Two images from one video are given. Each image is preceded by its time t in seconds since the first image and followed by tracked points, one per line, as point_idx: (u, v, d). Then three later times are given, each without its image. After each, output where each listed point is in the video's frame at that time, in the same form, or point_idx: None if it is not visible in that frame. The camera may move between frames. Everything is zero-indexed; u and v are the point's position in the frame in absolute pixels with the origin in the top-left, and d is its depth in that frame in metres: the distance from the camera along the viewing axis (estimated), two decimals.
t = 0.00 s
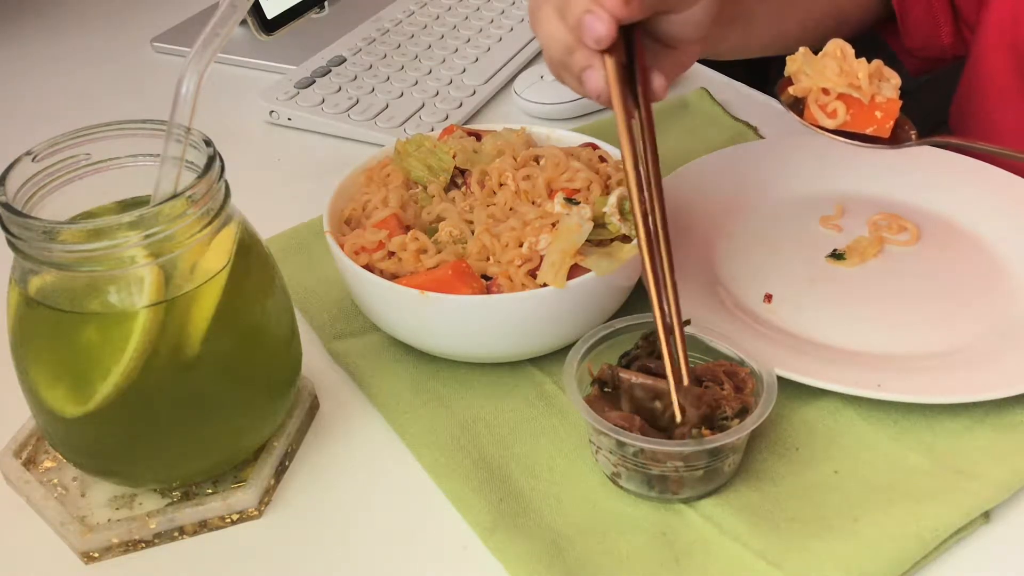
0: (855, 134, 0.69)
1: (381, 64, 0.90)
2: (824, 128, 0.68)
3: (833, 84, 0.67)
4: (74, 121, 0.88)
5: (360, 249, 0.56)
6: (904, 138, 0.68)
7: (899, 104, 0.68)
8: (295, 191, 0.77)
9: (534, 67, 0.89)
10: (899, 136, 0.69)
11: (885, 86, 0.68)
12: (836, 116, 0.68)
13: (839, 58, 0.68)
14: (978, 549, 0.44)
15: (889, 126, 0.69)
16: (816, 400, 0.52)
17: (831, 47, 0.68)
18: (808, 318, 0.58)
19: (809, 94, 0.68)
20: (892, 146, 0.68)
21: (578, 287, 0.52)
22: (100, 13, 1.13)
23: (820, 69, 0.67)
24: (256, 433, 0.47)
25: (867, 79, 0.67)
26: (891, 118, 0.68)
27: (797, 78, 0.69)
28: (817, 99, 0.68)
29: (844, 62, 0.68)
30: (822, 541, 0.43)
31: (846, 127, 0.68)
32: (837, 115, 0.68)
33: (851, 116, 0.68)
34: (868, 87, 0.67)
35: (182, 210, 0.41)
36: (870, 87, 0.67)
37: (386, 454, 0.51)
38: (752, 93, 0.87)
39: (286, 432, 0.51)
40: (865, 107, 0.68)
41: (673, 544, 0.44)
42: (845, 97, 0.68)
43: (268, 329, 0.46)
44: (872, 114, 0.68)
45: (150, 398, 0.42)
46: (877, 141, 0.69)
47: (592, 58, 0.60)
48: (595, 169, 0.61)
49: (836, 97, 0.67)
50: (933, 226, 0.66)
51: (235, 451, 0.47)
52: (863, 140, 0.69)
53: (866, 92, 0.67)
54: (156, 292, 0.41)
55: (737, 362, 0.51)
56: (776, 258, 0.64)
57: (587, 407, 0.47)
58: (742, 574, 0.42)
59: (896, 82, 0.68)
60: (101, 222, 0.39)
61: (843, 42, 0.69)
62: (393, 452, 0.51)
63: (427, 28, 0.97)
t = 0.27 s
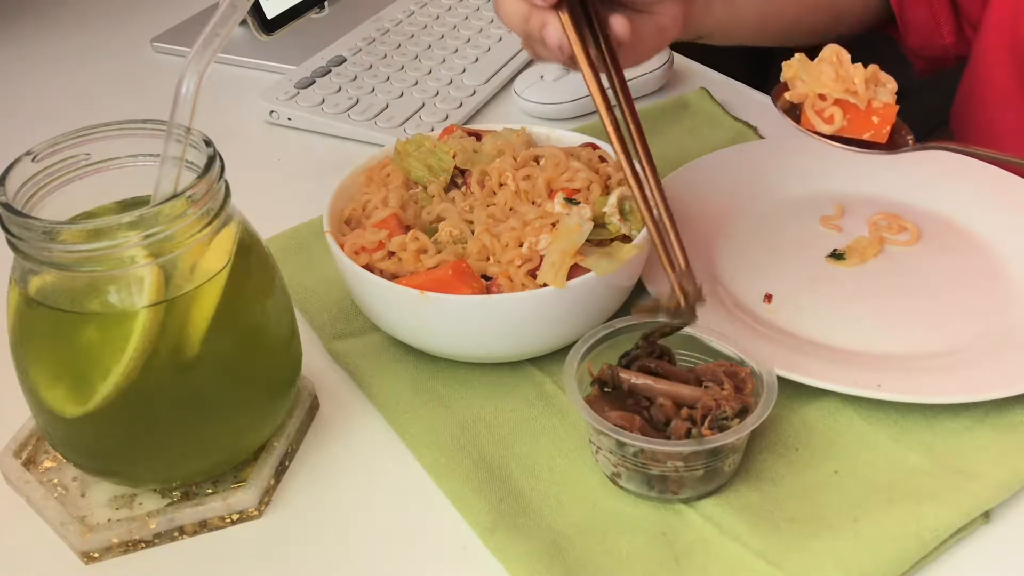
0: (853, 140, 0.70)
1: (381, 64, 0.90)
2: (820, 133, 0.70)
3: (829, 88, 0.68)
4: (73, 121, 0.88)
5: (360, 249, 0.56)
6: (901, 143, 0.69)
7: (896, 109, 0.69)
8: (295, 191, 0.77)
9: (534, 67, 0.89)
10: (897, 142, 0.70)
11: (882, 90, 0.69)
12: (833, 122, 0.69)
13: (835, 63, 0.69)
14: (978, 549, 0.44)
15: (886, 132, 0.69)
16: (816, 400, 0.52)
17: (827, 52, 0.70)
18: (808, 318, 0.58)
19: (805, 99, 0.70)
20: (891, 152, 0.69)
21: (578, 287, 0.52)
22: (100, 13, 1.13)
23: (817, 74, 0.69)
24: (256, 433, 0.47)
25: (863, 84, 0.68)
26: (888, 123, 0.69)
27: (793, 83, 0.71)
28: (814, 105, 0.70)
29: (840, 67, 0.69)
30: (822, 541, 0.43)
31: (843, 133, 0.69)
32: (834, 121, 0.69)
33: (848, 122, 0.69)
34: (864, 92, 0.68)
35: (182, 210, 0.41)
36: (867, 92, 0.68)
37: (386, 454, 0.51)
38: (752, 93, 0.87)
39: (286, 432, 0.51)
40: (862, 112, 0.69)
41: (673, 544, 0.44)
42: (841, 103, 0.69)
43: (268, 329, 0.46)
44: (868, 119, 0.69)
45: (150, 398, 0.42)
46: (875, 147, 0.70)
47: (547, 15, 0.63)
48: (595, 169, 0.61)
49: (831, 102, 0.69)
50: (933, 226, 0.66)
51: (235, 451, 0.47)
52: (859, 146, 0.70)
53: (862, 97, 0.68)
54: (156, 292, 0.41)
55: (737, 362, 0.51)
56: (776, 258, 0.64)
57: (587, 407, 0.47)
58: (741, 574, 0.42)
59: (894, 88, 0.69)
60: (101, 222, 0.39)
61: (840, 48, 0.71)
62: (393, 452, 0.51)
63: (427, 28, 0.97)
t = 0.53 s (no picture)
0: (850, 145, 0.71)
1: (381, 64, 0.90)
2: (817, 138, 0.70)
3: (824, 93, 0.68)
4: (73, 121, 0.88)
5: (360, 249, 0.56)
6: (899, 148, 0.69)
7: (893, 114, 0.69)
8: (295, 191, 0.77)
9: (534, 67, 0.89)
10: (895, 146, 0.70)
11: (879, 96, 0.69)
12: (830, 126, 0.70)
13: (831, 67, 0.69)
14: (978, 549, 0.44)
15: (883, 137, 0.70)
16: (816, 400, 0.52)
17: (823, 57, 0.70)
18: (808, 318, 0.58)
19: (801, 104, 0.70)
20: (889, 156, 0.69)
21: (578, 287, 0.52)
22: (100, 13, 1.13)
23: (812, 80, 0.69)
24: (256, 433, 0.47)
25: (861, 87, 0.68)
26: (885, 129, 0.69)
27: (790, 89, 0.71)
28: (810, 110, 0.70)
29: (836, 70, 0.69)
30: (822, 541, 0.43)
31: (839, 138, 0.70)
32: (830, 126, 0.70)
33: (845, 127, 0.70)
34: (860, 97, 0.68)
35: (182, 210, 0.41)
36: (864, 97, 0.68)
37: (386, 454, 0.51)
38: (752, 93, 0.87)
39: (286, 432, 0.51)
40: (858, 117, 0.70)
41: (673, 544, 0.44)
42: (838, 108, 0.70)
43: (268, 329, 0.46)
44: (866, 124, 0.70)
45: (150, 398, 0.42)
46: (872, 152, 0.70)
47: None
48: (595, 169, 0.61)
49: (827, 107, 0.69)
50: (933, 226, 0.66)
51: (235, 451, 0.47)
52: (857, 151, 0.70)
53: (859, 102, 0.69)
54: (156, 292, 0.41)
55: (737, 363, 0.51)
56: (776, 258, 0.64)
57: (587, 407, 0.47)
58: (741, 574, 0.42)
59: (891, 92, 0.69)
60: (101, 222, 0.39)
61: (836, 52, 0.71)
62: (393, 452, 0.51)
63: (427, 29, 0.97)
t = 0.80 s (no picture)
0: (849, 144, 0.70)
1: (382, 64, 0.90)
2: (817, 138, 0.69)
3: (824, 93, 0.67)
4: (73, 121, 0.88)
5: (360, 249, 0.56)
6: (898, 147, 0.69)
7: (892, 111, 0.69)
8: (295, 191, 0.77)
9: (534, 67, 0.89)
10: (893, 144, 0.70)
11: (878, 93, 0.68)
12: (830, 126, 0.68)
13: (830, 66, 0.68)
14: (978, 549, 0.44)
15: (882, 136, 0.70)
16: (816, 400, 0.52)
17: (822, 55, 0.69)
18: (808, 317, 0.58)
19: (800, 103, 0.69)
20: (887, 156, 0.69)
21: (578, 287, 0.52)
22: (100, 13, 1.13)
23: (811, 79, 0.68)
24: (256, 433, 0.47)
25: (861, 86, 0.67)
26: (884, 127, 0.69)
27: (788, 89, 0.70)
28: (810, 109, 0.69)
29: (835, 69, 0.68)
30: (822, 541, 0.43)
31: (839, 137, 0.69)
32: (830, 125, 0.68)
33: (844, 125, 0.69)
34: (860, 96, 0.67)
35: (182, 210, 0.41)
36: (864, 97, 0.67)
37: (386, 454, 0.51)
38: (752, 93, 0.87)
39: (286, 432, 0.51)
40: (858, 116, 0.69)
41: (673, 544, 0.44)
42: (838, 106, 0.69)
43: (268, 329, 0.46)
44: (865, 123, 0.69)
45: (149, 398, 0.42)
46: (871, 151, 0.70)
47: None
48: (595, 169, 0.61)
49: (827, 106, 0.68)
50: (933, 226, 0.66)
51: (235, 451, 0.47)
52: (856, 150, 0.70)
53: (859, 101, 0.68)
54: (156, 292, 0.41)
55: (737, 363, 0.51)
56: (776, 258, 0.64)
57: (587, 407, 0.47)
58: (741, 573, 0.42)
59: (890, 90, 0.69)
60: (101, 222, 0.39)
61: (834, 49, 0.69)
62: (393, 452, 0.51)
63: (427, 28, 0.97)
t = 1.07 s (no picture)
0: (852, 139, 0.76)
1: (381, 64, 0.90)
2: (818, 132, 0.76)
3: (824, 88, 0.74)
4: (73, 121, 0.88)
5: (360, 249, 0.56)
6: (900, 142, 0.75)
7: (893, 108, 0.75)
8: (295, 191, 0.77)
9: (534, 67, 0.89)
10: (895, 140, 0.76)
11: (880, 90, 0.74)
12: (831, 121, 0.75)
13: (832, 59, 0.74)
14: (978, 549, 0.44)
15: (884, 131, 0.75)
16: (816, 400, 0.52)
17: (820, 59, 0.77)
18: (808, 317, 0.58)
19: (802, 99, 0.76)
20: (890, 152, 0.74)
21: (578, 287, 0.52)
22: (100, 13, 1.13)
23: (813, 74, 0.74)
24: (256, 433, 0.47)
25: (860, 81, 0.73)
26: (886, 123, 0.75)
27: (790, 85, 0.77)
28: (812, 105, 0.76)
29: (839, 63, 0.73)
30: (822, 541, 0.43)
31: (841, 132, 0.75)
32: (832, 120, 0.75)
33: (846, 121, 0.75)
34: (865, 90, 0.73)
35: (183, 210, 0.41)
36: (866, 92, 0.74)
37: (386, 454, 0.51)
38: (752, 93, 0.87)
39: (286, 432, 0.51)
40: (859, 112, 0.75)
41: (673, 544, 0.44)
42: (839, 101, 0.75)
43: (268, 329, 0.46)
44: (867, 119, 0.75)
45: (149, 398, 0.42)
46: (874, 146, 0.75)
47: None
48: (595, 169, 0.61)
49: (828, 101, 0.75)
50: (933, 226, 0.66)
51: (235, 451, 0.47)
52: (857, 144, 0.75)
53: (863, 95, 0.74)
54: (156, 292, 0.41)
55: (737, 363, 0.51)
56: (775, 258, 0.64)
57: (587, 407, 0.47)
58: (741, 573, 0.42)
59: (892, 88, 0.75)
60: (101, 222, 0.39)
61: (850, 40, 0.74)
62: (393, 452, 0.51)
63: (427, 28, 0.97)
